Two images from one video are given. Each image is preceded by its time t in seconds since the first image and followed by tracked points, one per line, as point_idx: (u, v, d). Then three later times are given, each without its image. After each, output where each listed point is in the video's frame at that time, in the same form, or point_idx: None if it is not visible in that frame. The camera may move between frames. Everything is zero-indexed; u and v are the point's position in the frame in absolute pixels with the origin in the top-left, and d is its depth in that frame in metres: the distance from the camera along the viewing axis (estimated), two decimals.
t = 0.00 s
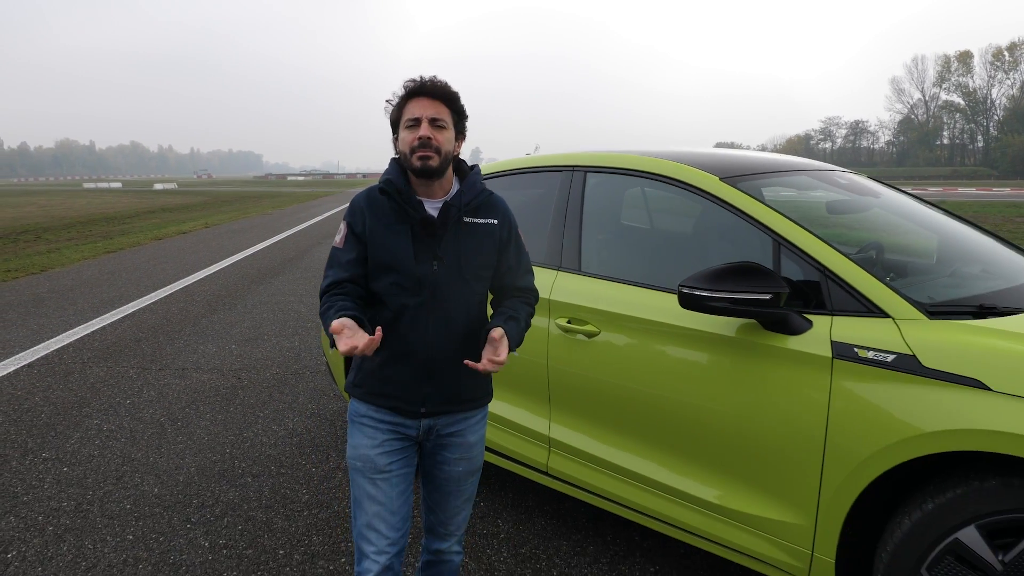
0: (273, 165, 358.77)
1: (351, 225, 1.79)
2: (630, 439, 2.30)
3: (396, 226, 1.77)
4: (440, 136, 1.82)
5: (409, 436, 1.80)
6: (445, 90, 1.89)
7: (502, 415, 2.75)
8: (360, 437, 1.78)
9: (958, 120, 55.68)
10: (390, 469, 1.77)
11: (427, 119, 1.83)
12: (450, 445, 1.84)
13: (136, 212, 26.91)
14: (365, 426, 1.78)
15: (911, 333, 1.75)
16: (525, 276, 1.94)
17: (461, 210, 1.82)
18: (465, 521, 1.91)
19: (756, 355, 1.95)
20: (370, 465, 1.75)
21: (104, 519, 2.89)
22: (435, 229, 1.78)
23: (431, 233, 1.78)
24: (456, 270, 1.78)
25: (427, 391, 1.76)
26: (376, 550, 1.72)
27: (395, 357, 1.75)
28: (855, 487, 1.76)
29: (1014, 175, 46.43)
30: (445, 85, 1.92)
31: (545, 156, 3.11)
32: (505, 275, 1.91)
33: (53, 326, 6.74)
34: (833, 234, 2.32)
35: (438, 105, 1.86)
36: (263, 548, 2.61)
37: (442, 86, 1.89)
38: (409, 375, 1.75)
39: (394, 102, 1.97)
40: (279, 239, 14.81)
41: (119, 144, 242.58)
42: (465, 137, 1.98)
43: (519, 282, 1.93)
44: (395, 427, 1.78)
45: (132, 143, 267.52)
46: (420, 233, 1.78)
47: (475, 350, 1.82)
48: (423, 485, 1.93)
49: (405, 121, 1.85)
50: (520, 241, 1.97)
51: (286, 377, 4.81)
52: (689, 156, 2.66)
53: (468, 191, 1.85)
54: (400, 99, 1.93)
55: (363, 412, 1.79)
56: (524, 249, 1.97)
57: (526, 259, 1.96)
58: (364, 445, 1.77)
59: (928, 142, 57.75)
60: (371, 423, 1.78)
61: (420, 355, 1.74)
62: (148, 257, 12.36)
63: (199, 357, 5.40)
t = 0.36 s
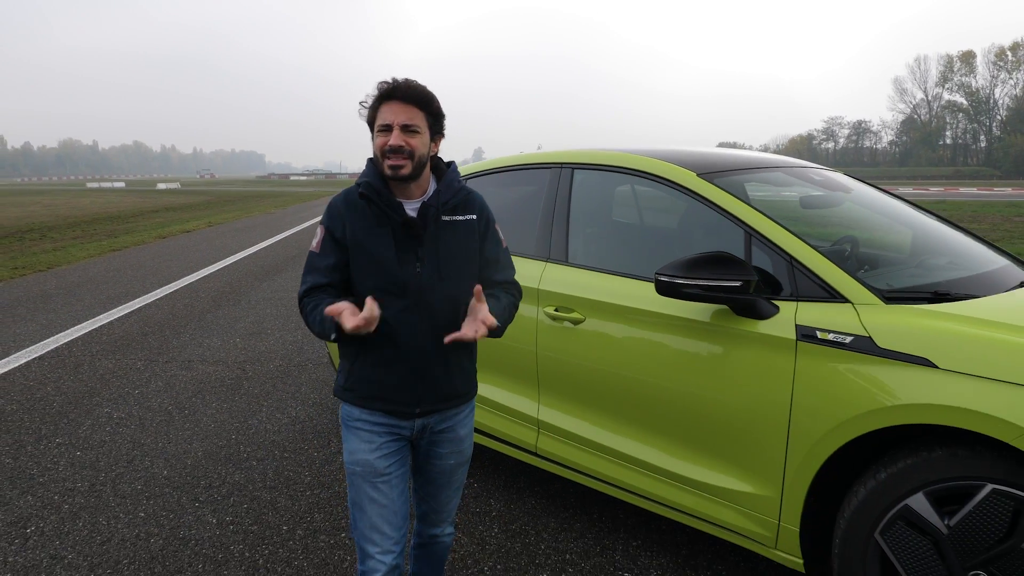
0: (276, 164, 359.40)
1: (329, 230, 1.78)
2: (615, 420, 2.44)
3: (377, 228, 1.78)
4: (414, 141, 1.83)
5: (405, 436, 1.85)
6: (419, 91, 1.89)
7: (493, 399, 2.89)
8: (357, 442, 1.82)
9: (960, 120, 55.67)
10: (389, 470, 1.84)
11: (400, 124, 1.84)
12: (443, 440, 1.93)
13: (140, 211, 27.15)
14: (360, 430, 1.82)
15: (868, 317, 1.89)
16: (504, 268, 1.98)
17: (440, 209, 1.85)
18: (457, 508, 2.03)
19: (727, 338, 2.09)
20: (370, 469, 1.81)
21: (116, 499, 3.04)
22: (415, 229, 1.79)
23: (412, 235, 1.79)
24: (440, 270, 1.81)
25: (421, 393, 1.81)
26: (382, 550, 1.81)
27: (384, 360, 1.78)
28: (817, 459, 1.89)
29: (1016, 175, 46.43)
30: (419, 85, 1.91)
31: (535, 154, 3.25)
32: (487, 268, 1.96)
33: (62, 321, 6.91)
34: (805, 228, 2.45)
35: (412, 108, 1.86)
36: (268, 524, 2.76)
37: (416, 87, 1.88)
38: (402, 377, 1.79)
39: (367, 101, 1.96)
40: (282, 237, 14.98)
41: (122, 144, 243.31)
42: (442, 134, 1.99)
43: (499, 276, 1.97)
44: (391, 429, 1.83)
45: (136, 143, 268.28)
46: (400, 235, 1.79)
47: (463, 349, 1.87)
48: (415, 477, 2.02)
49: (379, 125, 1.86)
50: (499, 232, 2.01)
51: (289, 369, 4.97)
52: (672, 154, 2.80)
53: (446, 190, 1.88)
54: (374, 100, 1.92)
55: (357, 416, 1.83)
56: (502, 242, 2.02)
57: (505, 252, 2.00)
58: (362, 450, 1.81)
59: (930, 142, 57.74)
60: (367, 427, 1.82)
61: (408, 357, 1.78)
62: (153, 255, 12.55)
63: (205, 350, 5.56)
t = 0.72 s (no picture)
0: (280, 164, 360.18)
1: (310, 235, 1.83)
2: (605, 408, 2.56)
3: (358, 234, 1.82)
4: (398, 147, 1.85)
5: (395, 439, 1.88)
6: (401, 93, 1.88)
7: (490, 390, 3.02)
8: (348, 447, 1.86)
9: (964, 119, 55.57)
10: (379, 473, 1.87)
11: (383, 130, 1.85)
12: (442, 440, 1.93)
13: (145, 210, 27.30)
14: (350, 434, 1.87)
15: (839, 308, 2.01)
16: (490, 265, 2.05)
17: (422, 211, 1.89)
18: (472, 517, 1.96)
19: (709, 330, 2.21)
20: (360, 471, 1.85)
21: (129, 485, 3.18)
22: (396, 234, 1.85)
23: (393, 239, 1.84)
24: (423, 271, 1.87)
25: (409, 394, 1.85)
26: (373, 548, 1.87)
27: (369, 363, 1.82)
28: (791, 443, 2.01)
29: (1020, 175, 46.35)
30: (402, 86, 1.90)
31: (531, 155, 3.38)
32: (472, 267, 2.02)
33: (72, 318, 7.07)
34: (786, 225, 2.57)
35: (395, 112, 1.87)
36: (275, 509, 2.89)
37: (399, 90, 1.88)
38: (389, 379, 1.84)
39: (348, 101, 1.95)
40: (286, 236, 15.13)
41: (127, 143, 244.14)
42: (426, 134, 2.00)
43: (484, 274, 2.03)
44: (380, 432, 1.87)
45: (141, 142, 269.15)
46: (381, 238, 1.84)
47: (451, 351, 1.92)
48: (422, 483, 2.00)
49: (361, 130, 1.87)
50: (482, 231, 2.07)
51: (294, 364, 5.11)
52: (660, 155, 2.92)
53: (428, 192, 1.92)
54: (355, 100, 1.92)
55: (348, 420, 1.88)
56: (488, 240, 2.08)
57: (489, 251, 2.05)
58: (352, 455, 1.85)
59: (934, 142, 57.66)
60: (356, 431, 1.87)
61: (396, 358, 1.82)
62: (161, 254, 12.73)
63: (212, 345, 5.70)
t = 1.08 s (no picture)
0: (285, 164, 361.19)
1: (322, 236, 1.82)
2: (597, 401, 2.66)
3: (369, 238, 1.81)
4: (411, 150, 1.85)
5: (400, 445, 1.88)
6: (417, 98, 1.88)
7: (487, 383, 3.12)
8: (354, 452, 1.88)
9: (970, 119, 55.38)
10: (385, 478, 1.90)
11: (395, 132, 1.84)
12: (446, 444, 1.91)
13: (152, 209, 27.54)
14: (356, 441, 1.88)
15: (817, 304, 2.10)
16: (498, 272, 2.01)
17: (432, 217, 1.88)
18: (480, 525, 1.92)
19: (694, 325, 2.31)
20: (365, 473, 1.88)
21: (140, 474, 3.30)
22: (406, 239, 1.83)
23: (403, 243, 1.83)
24: (432, 277, 1.86)
25: (414, 401, 1.84)
26: (380, 544, 1.94)
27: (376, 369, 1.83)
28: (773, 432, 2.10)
29: None
30: (418, 91, 1.90)
31: (527, 157, 3.49)
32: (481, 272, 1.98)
33: (82, 315, 7.21)
34: (771, 225, 2.66)
35: (409, 116, 1.86)
36: (280, 497, 3.00)
37: (414, 95, 1.88)
38: (396, 386, 1.83)
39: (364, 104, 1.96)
40: (291, 235, 15.28)
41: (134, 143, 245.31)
42: (441, 140, 1.98)
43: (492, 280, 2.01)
44: (384, 440, 1.87)
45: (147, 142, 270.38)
46: (392, 242, 1.83)
47: (456, 360, 1.91)
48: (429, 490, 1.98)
49: (375, 132, 1.87)
50: (492, 239, 2.03)
51: (299, 359, 5.23)
52: (652, 156, 3.02)
53: (441, 197, 1.90)
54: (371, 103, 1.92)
55: (353, 426, 1.88)
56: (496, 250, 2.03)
57: (499, 260, 2.02)
58: (358, 460, 1.88)
59: (940, 142, 57.48)
60: (361, 438, 1.87)
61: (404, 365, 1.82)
62: (168, 252, 12.92)
63: (219, 341, 5.83)
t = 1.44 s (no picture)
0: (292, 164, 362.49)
1: (356, 219, 1.82)
2: (589, 390, 2.77)
3: (402, 220, 1.76)
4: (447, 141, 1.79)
5: (422, 444, 1.81)
6: (459, 90, 1.84)
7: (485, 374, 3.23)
8: (374, 445, 1.83)
9: (978, 119, 55.14)
10: (402, 478, 1.82)
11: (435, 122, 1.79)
12: (468, 448, 1.82)
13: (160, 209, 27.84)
14: (378, 434, 1.82)
15: (795, 296, 2.21)
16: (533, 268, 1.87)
17: (466, 204, 1.78)
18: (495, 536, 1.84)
19: (679, 317, 2.42)
20: (382, 467, 1.82)
21: (151, 462, 3.43)
22: (439, 223, 1.75)
23: (433, 228, 1.75)
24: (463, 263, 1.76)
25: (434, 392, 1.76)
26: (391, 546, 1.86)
27: (400, 353, 1.76)
28: (753, 417, 2.21)
29: None
30: (460, 85, 1.86)
31: (524, 156, 3.60)
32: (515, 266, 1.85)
33: (93, 311, 7.38)
34: (758, 222, 2.76)
35: (452, 107, 1.81)
36: (285, 483, 3.12)
37: (455, 87, 1.84)
38: (420, 375, 1.75)
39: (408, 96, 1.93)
40: (297, 234, 15.45)
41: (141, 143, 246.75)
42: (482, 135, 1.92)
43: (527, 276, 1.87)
44: (405, 438, 1.80)
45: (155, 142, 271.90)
46: (422, 226, 1.76)
47: (486, 352, 1.80)
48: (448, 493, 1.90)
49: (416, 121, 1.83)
50: (530, 235, 1.91)
51: (304, 354, 5.37)
52: (642, 156, 3.14)
53: (475, 187, 1.81)
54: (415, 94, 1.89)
55: (376, 419, 1.83)
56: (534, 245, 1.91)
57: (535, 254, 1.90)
58: (377, 455, 1.82)
59: (947, 142, 57.26)
60: (384, 432, 1.82)
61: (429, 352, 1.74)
62: (175, 251, 13.11)
63: (226, 337, 5.98)
